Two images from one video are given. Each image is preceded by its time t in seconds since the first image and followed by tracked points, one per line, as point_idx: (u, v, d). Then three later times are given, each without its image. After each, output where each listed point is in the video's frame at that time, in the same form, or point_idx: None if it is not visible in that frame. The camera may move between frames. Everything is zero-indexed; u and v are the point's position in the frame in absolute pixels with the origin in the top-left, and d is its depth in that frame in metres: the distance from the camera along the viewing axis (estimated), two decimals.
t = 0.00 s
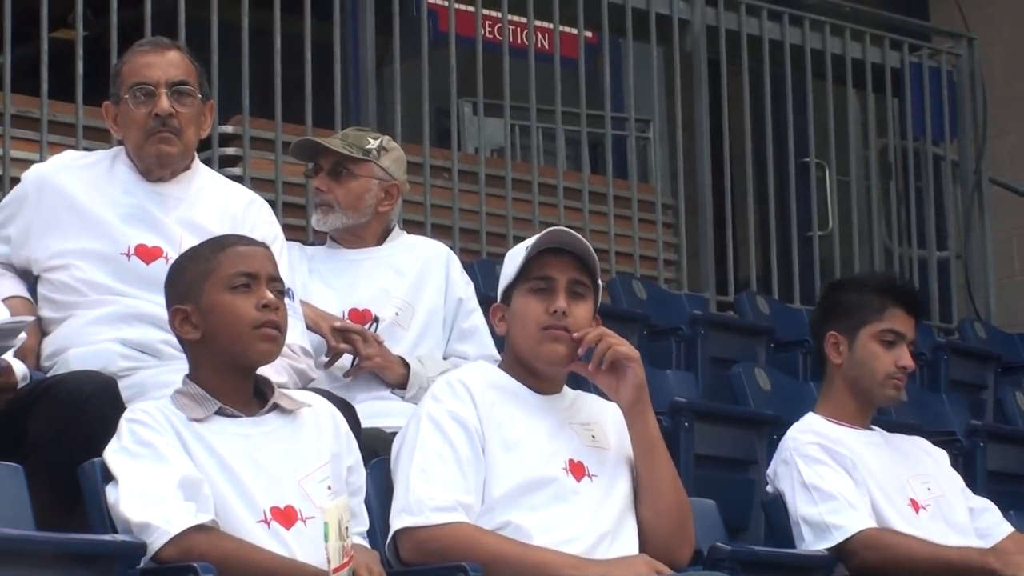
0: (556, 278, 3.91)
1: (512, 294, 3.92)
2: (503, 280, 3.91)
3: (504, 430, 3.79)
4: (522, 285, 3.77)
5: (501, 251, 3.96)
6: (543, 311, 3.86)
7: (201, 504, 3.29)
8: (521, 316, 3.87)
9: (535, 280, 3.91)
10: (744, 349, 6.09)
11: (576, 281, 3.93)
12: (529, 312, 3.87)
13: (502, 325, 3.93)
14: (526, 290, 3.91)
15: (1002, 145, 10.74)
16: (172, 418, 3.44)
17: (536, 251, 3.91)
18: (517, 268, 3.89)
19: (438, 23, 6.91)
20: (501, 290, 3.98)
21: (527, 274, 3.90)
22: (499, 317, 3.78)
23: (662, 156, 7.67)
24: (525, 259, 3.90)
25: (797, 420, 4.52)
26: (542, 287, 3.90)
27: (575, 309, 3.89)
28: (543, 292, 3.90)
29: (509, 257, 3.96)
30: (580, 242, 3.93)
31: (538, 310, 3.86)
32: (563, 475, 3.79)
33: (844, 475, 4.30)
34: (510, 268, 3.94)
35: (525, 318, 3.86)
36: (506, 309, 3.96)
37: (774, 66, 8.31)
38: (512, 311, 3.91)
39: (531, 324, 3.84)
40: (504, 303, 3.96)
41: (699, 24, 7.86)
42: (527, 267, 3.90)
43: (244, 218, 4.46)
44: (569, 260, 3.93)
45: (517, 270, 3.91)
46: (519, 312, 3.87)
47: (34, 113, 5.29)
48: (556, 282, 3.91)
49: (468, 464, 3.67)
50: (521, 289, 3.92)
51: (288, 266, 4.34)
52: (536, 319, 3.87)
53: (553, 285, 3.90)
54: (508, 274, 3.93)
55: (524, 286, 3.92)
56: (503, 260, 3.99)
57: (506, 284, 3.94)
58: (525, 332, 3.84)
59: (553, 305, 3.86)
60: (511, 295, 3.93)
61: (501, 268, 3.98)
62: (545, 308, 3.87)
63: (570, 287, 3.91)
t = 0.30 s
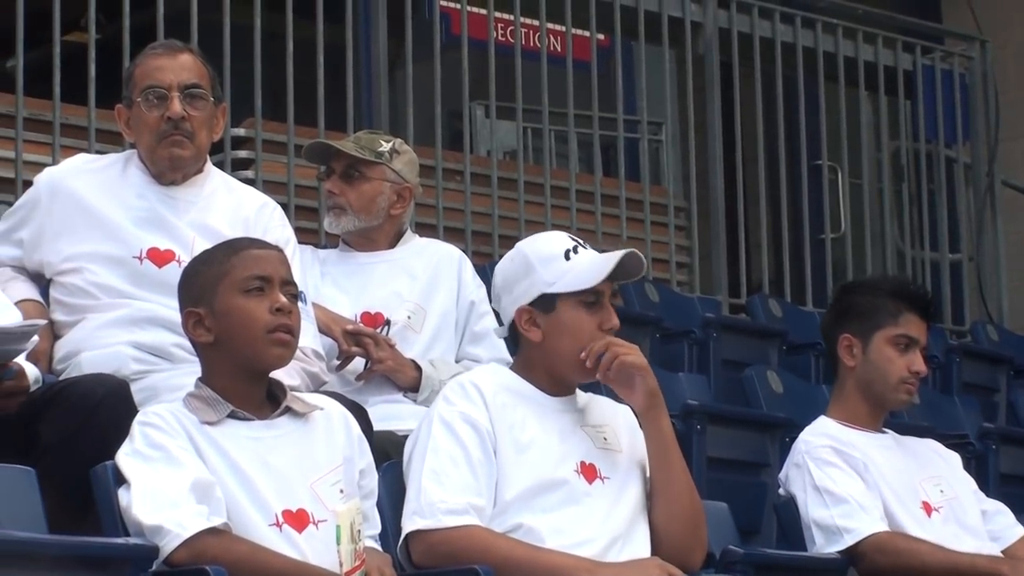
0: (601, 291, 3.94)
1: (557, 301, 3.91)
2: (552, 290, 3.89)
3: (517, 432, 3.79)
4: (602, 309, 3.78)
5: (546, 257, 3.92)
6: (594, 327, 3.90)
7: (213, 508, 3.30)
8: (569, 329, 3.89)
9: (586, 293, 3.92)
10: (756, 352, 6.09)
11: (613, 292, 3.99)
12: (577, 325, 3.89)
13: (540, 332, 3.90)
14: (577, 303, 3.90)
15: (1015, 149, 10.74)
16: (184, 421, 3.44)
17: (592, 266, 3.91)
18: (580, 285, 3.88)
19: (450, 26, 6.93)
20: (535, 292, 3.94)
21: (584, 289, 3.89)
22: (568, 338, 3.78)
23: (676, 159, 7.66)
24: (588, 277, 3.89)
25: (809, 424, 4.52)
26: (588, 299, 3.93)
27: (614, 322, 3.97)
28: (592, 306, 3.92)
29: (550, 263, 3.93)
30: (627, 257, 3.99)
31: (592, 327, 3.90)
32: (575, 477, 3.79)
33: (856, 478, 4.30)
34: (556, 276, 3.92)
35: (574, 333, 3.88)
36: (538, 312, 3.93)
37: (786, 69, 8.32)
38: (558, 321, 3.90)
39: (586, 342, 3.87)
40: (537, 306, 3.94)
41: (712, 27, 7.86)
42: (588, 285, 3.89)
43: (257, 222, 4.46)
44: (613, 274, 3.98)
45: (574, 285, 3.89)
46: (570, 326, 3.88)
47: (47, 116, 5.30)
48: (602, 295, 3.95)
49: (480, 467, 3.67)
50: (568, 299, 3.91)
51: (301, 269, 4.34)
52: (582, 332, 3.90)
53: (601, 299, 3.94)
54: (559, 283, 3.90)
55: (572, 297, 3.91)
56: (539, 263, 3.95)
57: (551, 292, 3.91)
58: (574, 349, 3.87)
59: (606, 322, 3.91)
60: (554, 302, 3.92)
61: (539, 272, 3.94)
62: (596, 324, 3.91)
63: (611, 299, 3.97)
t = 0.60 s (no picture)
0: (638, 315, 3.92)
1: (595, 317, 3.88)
2: (592, 308, 3.85)
3: (540, 438, 3.78)
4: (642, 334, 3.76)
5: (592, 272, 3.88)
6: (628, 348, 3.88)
7: (235, 514, 3.29)
8: (603, 346, 3.86)
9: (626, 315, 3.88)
10: (778, 357, 6.08)
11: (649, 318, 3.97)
12: (610, 345, 3.87)
13: (574, 344, 3.88)
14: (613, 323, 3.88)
15: None
16: (206, 427, 3.44)
17: (636, 289, 3.88)
18: (620, 309, 3.85)
19: (470, 31, 6.95)
20: (573, 304, 3.91)
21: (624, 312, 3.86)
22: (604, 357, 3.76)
23: (695, 165, 7.66)
24: (631, 301, 3.87)
25: (830, 430, 4.51)
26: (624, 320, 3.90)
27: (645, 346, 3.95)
28: (628, 328, 3.90)
29: (594, 280, 3.90)
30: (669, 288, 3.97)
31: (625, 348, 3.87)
32: (597, 483, 3.79)
33: (879, 484, 4.29)
34: (599, 295, 3.88)
35: (606, 350, 3.86)
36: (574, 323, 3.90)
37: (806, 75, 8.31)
38: (594, 337, 3.87)
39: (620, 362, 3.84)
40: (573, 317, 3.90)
41: (731, 32, 7.87)
42: (629, 310, 3.87)
43: (278, 228, 4.46)
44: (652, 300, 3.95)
45: (614, 308, 3.87)
46: (604, 344, 3.86)
47: (70, 122, 5.32)
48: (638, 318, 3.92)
49: (503, 473, 3.67)
50: (604, 317, 3.89)
51: (321, 275, 4.34)
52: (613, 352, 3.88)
53: (636, 321, 3.91)
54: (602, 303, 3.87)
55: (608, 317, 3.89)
56: (582, 276, 3.92)
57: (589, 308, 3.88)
58: (603, 367, 3.84)
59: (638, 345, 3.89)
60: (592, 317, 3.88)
61: (581, 286, 3.90)
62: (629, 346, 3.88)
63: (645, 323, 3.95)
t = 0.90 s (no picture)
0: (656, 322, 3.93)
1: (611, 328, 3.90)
2: (608, 318, 3.88)
3: (564, 450, 3.78)
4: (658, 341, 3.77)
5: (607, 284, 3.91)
6: (646, 358, 3.89)
7: (259, 526, 3.29)
8: (622, 357, 3.88)
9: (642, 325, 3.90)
10: (803, 369, 6.08)
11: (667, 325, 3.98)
12: (629, 356, 3.88)
13: (592, 355, 3.90)
14: (630, 332, 3.89)
15: None
16: (230, 439, 3.43)
17: (651, 299, 3.90)
18: (635, 317, 3.87)
19: (495, 43, 6.95)
20: (590, 316, 3.93)
21: (638, 321, 3.89)
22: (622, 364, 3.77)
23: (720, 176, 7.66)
24: (645, 310, 3.89)
25: (855, 441, 4.50)
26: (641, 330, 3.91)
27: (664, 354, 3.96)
28: (646, 337, 3.91)
29: (610, 290, 3.93)
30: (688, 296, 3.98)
31: (644, 358, 3.88)
32: (622, 495, 3.78)
33: (904, 495, 4.28)
34: (614, 305, 3.91)
35: (625, 360, 3.87)
36: (591, 335, 3.92)
37: (831, 86, 8.30)
38: (612, 349, 3.89)
39: (639, 372, 3.85)
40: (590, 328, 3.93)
41: (756, 43, 7.85)
42: (643, 318, 3.89)
43: (302, 240, 4.46)
44: (669, 308, 3.96)
45: (629, 316, 3.89)
46: (622, 355, 3.87)
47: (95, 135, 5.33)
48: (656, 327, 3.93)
49: (528, 485, 3.67)
50: (621, 326, 3.90)
51: (345, 287, 4.35)
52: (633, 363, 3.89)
53: (654, 331, 3.92)
54: (617, 314, 3.90)
55: (625, 326, 3.90)
56: (598, 287, 3.95)
57: (606, 318, 3.91)
58: (624, 378, 3.85)
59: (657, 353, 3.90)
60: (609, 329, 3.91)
61: (596, 297, 3.93)
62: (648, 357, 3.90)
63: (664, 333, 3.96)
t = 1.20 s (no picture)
0: (651, 325, 3.93)
1: (605, 332, 3.93)
2: (598, 324, 3.92)
3: (583, 462, 3.79)
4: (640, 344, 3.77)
5: (595, 289, 3.95)
6: (642, 361, 3.88)
7: (281, 538, 3.29)
8: (617, 362, 3.89)
9: (633, 327, 3.92)
10: (824, 380, 6.08)
11: (668, 325, 3.96)
12: (625, 360, 3.88)
13: (592, 363, 3.93)
14: (622, 336, 3.91)
15: None
16: (252, 451, 3.43)
17: (638, 299, 3.91)
18: (621, 319, 3.89)
19: (515, 55, 6.95)
20: (587, 324, 3.98)
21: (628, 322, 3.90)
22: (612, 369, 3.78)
23: (740, 187, 7.64)
24: (632, 310, 3.90)
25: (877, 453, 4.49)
26: (636, 333, 3.92)
27: (666, 355, 3.94)
28: (640, 339, 3.91)
29: (602, 295, 3.96)
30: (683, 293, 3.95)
31: (639, 361, 3.88)
32: (642, 507, 3.78)
33: (926, 506, 4.27)
34: (605, 309, 3.94)
35: (622, 364, 3.88)
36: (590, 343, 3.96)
37: (851, 96, 8.28)
38: (607, 355, 3.90)
39: (634, 376, 3.86)
40: (605, 339, 3.93)
41: (776, 54, 7.81)
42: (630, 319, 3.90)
43: (324, 251, 4.46)
44: (665, 308, 3.96)
45: (619, 319, 3.91)
46: (617, 360, 3.88)
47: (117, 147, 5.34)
48: (651, 328, 3.93)
49: (547, 497, 3.67)
50: (616, 331, 3.92)
51: (367, 299, 4.35)
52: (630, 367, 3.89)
53: (649, 332, 3.92)
54: (606, 317, 3.93)
55: (620, 329, 3.92)
56: (592, 295, 3.99)
57: (600, 325, 3.95)
58: (623, 383, 3.86)
59: (652, 355, 3.89)
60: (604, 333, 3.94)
61: (590, 304, 3.97)
62: (644, 358, 3.89)
63: (663, 332, 3.95)
